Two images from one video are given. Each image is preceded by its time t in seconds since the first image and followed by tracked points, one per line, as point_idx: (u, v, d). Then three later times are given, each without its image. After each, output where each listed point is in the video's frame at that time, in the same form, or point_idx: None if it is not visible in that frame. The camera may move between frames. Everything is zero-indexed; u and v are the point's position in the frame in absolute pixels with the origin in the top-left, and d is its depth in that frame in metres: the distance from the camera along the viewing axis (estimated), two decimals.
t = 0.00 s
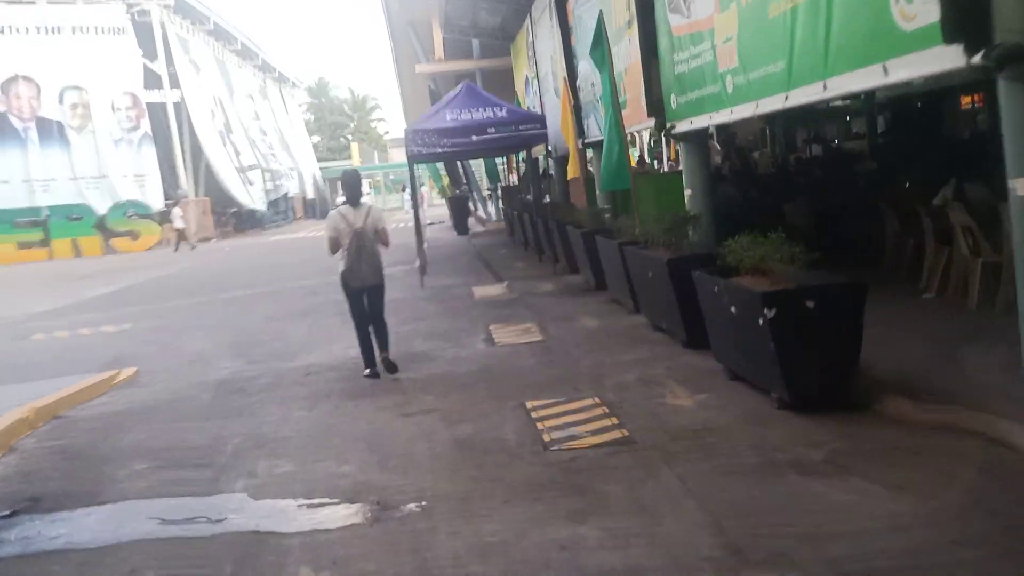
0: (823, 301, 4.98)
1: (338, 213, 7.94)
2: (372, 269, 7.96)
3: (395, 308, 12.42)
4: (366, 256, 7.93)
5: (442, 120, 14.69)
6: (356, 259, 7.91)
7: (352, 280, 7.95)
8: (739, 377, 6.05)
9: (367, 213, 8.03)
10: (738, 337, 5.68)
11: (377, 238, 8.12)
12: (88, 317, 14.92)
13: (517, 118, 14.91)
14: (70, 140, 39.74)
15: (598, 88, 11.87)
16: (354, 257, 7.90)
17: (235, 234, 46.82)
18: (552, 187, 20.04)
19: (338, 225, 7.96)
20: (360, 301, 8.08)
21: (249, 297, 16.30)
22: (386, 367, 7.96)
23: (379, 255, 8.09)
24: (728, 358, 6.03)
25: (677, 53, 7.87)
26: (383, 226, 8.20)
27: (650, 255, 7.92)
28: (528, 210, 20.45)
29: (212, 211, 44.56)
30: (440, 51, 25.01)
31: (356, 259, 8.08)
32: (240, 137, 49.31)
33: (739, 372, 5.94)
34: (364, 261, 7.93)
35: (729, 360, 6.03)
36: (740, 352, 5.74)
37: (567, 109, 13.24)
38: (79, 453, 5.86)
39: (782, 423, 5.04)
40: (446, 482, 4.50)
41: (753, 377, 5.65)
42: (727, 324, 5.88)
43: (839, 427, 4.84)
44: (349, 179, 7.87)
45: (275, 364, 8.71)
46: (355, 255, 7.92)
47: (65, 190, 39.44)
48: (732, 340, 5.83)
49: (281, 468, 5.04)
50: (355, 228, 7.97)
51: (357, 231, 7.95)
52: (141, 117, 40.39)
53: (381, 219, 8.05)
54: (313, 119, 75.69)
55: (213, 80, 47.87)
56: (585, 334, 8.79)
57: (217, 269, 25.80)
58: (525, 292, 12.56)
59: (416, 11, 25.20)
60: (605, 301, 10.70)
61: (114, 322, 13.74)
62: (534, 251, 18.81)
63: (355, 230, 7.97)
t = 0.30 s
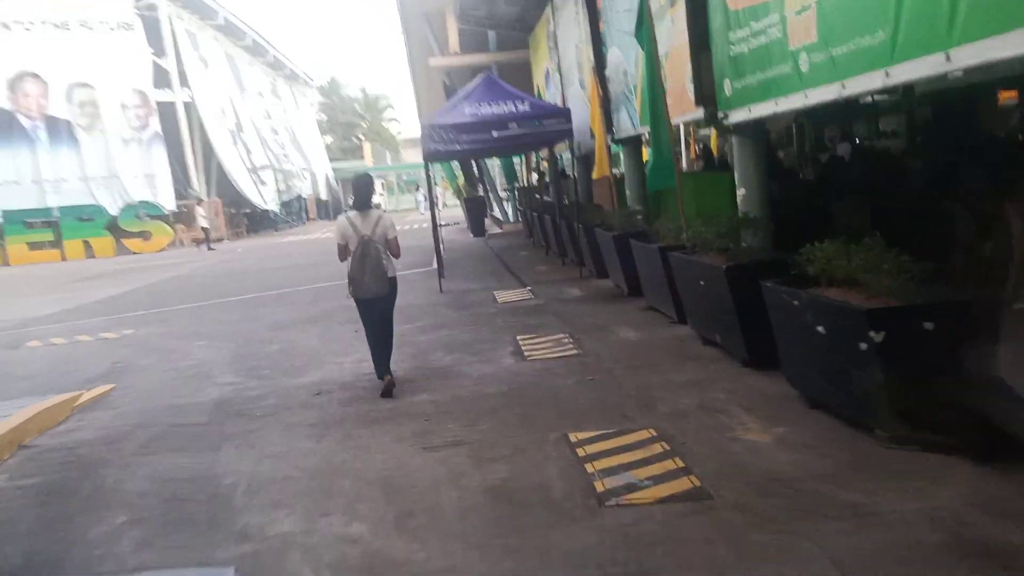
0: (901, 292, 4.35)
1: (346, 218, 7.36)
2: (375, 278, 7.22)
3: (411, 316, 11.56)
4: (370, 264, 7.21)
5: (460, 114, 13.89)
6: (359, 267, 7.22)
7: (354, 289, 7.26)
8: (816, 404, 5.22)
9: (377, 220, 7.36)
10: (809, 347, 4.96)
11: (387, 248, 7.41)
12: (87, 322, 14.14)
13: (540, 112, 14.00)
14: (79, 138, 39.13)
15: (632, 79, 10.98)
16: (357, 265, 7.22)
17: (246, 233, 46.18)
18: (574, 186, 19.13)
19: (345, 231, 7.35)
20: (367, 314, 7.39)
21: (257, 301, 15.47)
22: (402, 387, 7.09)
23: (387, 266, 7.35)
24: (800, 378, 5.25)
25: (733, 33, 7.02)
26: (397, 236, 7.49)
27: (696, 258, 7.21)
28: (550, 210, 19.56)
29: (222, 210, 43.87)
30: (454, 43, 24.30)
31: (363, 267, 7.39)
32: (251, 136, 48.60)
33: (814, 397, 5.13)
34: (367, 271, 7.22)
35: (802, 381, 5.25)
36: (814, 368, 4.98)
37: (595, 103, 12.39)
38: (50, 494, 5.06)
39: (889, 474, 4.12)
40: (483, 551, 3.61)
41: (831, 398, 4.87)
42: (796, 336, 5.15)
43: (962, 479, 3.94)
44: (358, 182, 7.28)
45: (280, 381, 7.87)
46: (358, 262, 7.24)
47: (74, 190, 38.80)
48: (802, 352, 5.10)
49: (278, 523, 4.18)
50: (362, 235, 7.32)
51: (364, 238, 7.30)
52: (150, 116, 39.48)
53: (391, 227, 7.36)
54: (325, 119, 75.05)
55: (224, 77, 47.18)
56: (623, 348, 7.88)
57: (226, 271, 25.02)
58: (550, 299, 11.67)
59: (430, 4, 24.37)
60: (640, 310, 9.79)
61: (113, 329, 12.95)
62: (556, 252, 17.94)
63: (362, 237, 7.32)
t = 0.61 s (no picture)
0: None
1: (355, 214, 7.23)
2: (386, 277, 7.08)
3: (426, 328, 10.74)
4: (383, 261, 7.10)
5: (475, 111, 13.20)
6: (371, 264, 7.09)
7: (365, 287, 7.09)
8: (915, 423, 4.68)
9: (384, 217, 7.31)
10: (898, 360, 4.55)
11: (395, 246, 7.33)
12: (83, 332, 13.39)
13: (561, 109, 13.09)
14: (83, 138, 38.50)
15: (666, 68, 10.03)
16: (369, 261, 7.09)
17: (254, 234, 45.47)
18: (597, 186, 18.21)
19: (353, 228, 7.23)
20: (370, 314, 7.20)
21: (262, 309, 14.68)
22: (419, 417, 6.24)
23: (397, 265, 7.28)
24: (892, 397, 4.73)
25: (795, 11, 6.14)
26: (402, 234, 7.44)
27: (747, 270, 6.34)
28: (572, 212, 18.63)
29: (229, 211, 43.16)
30: (468, 38, 23.33)
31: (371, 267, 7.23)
32: (259, 136, 47.89)
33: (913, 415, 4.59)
34: (380, 268, 7.09)
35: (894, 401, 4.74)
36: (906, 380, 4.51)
37: (623, 93, 11.47)
38: None
39: None
40: None
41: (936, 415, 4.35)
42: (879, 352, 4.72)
43: None
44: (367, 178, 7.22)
45: (282, 409, 7.04)
46: (369, 260, 7.12)
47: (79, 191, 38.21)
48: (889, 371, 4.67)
49: None
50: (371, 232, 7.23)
51: (374, 235, 7.19)
52: (155, 115, 38.81)
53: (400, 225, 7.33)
54: (334, 119, 74.42)
55: (232, 77, 46.56)
56: (666, 371, 7.00)
57: (233, 275, 24.28)
58: (575, 311, 10.80)
59: None
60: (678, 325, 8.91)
61: (109, 340, 12.19)
62: (577, 256, 17.09)
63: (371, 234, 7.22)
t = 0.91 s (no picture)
0: None
1: (355, 222, 6.68)
2: (396, 289, 6.68)
3: (441, 339, 9.92)
4: (389, 274, 6.67)
5: (494, 104, 12.50)
6: (377, 278, 6.64)
7: (372, 302, 6.67)
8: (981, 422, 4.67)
9: (385, 224, 6.79)
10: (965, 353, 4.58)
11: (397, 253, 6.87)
12: (77, 342, 12.62)
13: (585, 102, 12.34)
14: (91, 138, 37.82)
15: (705, 54, 9.19)
16: (374, 275, 6.64)
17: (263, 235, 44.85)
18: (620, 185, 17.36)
19: (354, 238, 6.70)
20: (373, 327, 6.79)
21: (266, 317, 13.89)
22: (439, 450, 5.41)
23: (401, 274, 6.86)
24: (951, 393, 4.76)
25: None
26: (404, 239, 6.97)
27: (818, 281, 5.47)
28: (593, 213, 17.79)
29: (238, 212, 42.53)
30: (483, 35, 23.16)
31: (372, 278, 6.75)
32: (269, 136, 47.21)
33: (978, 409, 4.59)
34: (386, 280, 6.66)
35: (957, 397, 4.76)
36: (969, 375, 4.57)
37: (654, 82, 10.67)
38: None
39: None
40: None
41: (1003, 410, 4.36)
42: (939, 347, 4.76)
43: None
44: (365, 182, 6.62)
45: (284, 437, 6.23)
46: (375, 272, 6.66)
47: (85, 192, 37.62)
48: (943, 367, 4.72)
49: None
50: (374, 241, 6.72)
51: (377, 245, 6.70)
52: (163, 115, 38.10)
53: (402, 231, 6.83)
54: (345, 120, 73.81)
55: (242, 76, 45.96)
56: (719, 394, 6.16)
57: (239, 278, 23.51)
58: (604, 320, 9.96)
59: None
60: (722, 338, 8.07)
61: (102, 351, 11.42)
62: (599, 259, 16.28)
63: (374, 243, 6.71)
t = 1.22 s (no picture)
0: None
1: (354, 226, 6.45)
2: (391, 295, 6.35)
3: (458, 354, 9.17)
4: (386, 279, 6.33)
5: (512, 97, 11.84)
6: (372, 283, 6.33)
7: (367, 308, 6.35)
8: (983, 423, 4.74)
9: (387, 227, 6.50)
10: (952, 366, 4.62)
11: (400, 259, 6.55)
12: (71, 352, 11.92)
13: (607, 94, 11.56)
14: (99, 139, 37.28)
15: (746, 41, 8.39)
16: (369, 279, 6.33)
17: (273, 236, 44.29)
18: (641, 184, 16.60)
19: (352, 241, 6.44)
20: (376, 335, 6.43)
21: (271, 325, 13.16)
22: (458, 493, 4.70)
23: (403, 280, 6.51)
24: None
25: None
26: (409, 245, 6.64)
27: (902, 296, 4.79)
28: (614, 213, 17.02)
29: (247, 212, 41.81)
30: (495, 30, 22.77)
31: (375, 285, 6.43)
32: (279, 136, 46.63)
33: (984, 417, 4.61)
34: (383, 286, 6.34)
35: None
36: None
37: (686, 73, 9.89)
38: None
39: None
40: None
41: (1004, 413, 4.43)
42: (923, 359, 4.84)
43: None
44: (365, 185, 6.42)
45: (283, 470, 5.54)
46: (370, 277, 6.35)
47: (93, 193, 37.08)
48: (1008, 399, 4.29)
49: None
50: (372, 244, 6.43)
51: (375, 248, 6.40)
52: (172, 114, 37.56)
53: (405, 236, 6.51)
54: (355, 120, 73.27)
55: (251, 75, 45.44)
56: (778, 425, 5.39)
57: (246, 281, 22.82)
58: (634, 331, 9.19)
59: None
60: (767, 355, 7.31)
61: (96, 363, 10.72)
62: (622, 262, 15.56)
63: (372, 247, 6.42)
